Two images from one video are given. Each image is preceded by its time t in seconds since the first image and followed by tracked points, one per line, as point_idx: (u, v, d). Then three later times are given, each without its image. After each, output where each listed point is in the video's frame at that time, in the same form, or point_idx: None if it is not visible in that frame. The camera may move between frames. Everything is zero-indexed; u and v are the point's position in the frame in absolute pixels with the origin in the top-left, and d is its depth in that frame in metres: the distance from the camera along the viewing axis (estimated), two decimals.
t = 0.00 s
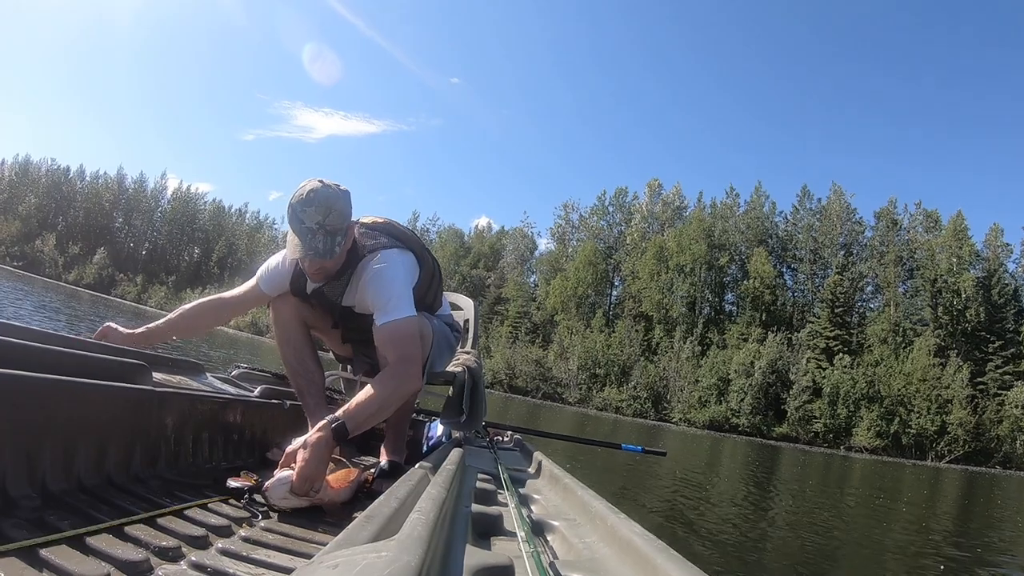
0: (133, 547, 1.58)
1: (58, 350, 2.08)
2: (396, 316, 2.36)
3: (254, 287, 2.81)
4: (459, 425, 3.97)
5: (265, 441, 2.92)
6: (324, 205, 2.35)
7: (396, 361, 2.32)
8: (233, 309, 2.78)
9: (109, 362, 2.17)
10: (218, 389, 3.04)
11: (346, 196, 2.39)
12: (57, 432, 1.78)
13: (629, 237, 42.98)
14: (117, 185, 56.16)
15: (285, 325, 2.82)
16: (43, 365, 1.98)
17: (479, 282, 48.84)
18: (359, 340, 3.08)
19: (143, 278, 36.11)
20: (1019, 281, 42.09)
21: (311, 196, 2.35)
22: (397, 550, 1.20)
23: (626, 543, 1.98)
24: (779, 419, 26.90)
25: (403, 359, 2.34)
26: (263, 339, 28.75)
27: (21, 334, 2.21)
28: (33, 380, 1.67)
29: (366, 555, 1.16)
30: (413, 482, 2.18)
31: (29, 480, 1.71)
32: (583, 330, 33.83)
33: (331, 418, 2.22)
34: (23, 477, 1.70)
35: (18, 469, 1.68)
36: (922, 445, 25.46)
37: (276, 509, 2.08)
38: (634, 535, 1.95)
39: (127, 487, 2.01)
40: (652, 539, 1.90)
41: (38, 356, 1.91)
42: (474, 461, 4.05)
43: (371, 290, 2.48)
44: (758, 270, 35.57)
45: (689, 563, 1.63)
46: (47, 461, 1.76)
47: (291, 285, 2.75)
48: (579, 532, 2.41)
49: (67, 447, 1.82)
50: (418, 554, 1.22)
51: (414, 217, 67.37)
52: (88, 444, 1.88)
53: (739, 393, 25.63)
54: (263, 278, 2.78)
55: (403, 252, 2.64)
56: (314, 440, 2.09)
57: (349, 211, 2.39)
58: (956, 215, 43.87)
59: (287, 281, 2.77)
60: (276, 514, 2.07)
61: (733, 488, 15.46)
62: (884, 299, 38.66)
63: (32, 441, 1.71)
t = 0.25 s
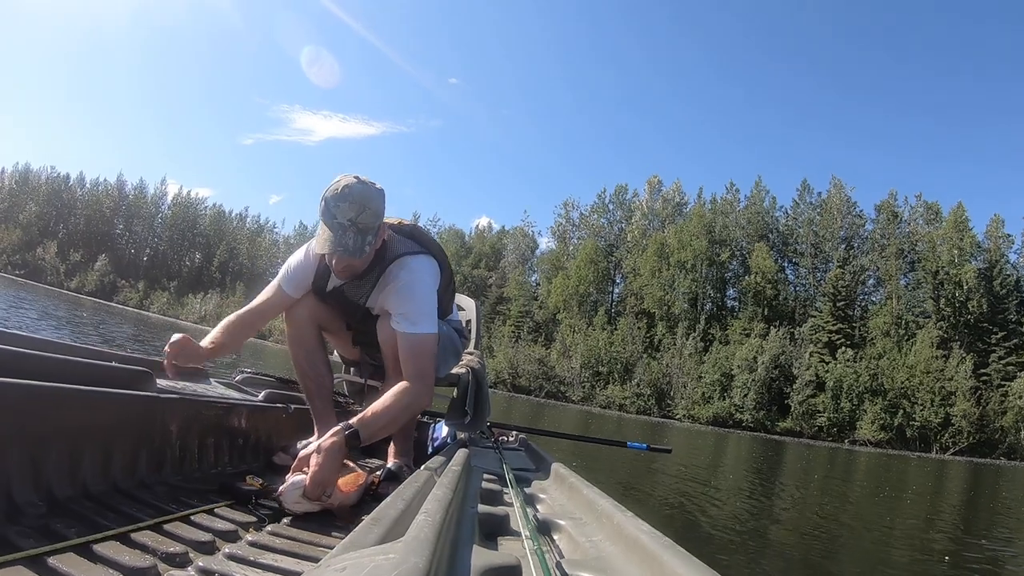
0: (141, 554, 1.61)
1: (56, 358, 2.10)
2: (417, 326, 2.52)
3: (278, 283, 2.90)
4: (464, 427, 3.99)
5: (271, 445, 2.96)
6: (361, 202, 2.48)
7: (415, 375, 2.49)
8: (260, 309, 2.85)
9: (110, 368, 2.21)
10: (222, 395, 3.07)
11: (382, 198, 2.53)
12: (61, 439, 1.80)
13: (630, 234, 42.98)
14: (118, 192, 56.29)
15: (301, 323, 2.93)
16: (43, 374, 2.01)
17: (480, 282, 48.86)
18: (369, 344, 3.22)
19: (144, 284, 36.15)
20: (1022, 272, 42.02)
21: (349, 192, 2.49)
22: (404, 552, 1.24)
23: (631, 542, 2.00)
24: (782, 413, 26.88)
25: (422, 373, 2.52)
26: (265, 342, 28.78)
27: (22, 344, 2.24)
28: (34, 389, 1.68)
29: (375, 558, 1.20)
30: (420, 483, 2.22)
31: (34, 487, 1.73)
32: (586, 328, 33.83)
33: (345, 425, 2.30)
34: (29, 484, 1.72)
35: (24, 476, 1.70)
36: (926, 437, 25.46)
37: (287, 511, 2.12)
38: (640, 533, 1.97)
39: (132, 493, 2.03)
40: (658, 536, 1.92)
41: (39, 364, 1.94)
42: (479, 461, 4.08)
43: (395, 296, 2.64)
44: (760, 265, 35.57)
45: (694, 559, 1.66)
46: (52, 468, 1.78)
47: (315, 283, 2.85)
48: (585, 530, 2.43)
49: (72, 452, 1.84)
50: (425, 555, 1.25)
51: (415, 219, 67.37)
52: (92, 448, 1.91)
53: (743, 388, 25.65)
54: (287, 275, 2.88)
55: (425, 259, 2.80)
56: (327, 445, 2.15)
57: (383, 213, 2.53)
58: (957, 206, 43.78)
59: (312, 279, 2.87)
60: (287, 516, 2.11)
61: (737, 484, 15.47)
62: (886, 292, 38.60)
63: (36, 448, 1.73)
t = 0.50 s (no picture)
0: (144, 556, 1.61)
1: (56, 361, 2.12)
2: (428, 333, 2.68)
3: (293, 284, 2.90)
4: (467, 424, 4.00)
5: (273, 444, 2.99)
6: (383, 212, 2.55)
7: (418, 383, 2.64)
8: (283, 317, 2.86)
9: (110, 372, 2.23)
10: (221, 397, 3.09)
11: (403, 207, 2.62)
12: (63, 442, 1.81)
13: (630, 233, 42.97)
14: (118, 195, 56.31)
15: (311, 325, 2.97)
16: (41, 377, 2.03)
17: (481, 282, 48.87)
18: (372, 342, 3.32)
19: (144, 286, 36.16)
20: (1021, 267, 42.02)
21: (372, 201, 2.55)
22: (407, 551, 1.25)
23: (634, 539, 2.00)
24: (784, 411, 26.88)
25: (424, 381, 2.68)
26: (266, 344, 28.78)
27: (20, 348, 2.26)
28: (35, 393, 1.69)
29: (377, 557, 1.21)
30: (423, 482, 2.23)
31: (36, 490, 1.74)
32: (587, 327, 33.83)
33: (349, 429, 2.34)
34: (30, 488, 1.72)
35: (26, 480, 1.71)
36: (928, 433, 25.53)
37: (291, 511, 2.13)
38: (642, 529, 1.98)
39: (135, 495, 2.04)
40: (659, 532, 1.93)
41: (39, 368, 1.95)
42: (480, 459, 4.09)
43: (405, 301, 2.76)
44: (760, 262, 35.56)
45: (694, 555, 1.67)
46: (54, 472, 1.79)
47: (327, 286, 2.88)
48: (588, 527, 2.44)
49: (74, 455, 1.86)
50: (427, 554, 1.26)
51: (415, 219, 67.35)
52: (93, 452, 1.92)
53: (744, 386, 25.67)
54: (300, 279, 2.90)
55: (435, 264, 2.93)
56: (331, 447, 2.17)
57: (402, 222, 2.60)
58: (957, 202, 43.78)
59: (326, 282, 2.88)
60: (291, 517, 2.12)
61: (739, 482, 15.48)
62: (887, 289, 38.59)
63: (38, 452, 1.73)
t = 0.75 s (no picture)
0: (140, 556, 1.56)
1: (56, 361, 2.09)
2: (429, 336, 2.59)
3: (293, 288, 2.80)
4: (466, 422, 3.90)
5: (273, 445, 2.92)
6: (380, 212, 2.46)
7: (419, 386, 2.53)
8: (285, 322, 2.75)
9: (111, 369, 2.19)
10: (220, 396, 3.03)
11: (400, 206, 2.52)
12: (63, 441, 1.78)
13: (629, 232, 42.90)
14: (117, 198, 56.29)
15: (310, 331, 2.87)
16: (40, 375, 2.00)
17: (481, 283, 48.83)
18: (374, 344, 3.22)
19: (145, 290, 36.14)
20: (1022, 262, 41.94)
21: (368, 201, 2.46)
22: (406, 549, 1.17)
23: (633, 537, 1.91)
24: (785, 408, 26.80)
25: (426, 384, 2.58)
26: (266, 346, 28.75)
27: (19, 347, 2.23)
28: (32, 394, 1.65)
29: (375, 555, 1.13)
30: (421, 480, 2.14)
31: (36, 491, 1.71)
32: (587, 326, 33.78)
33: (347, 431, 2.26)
34: (30, 488, 1.69)
35: (25, 479, 1.68)
36: (930, 430, 25.48)
37: (288, 511, 2.06)
38: (641, 527, 1.89)
39: (134, 494, 1.98)
40: (660, 530, 1.84)
41: (38, 367, 1.93)
42: (479, 457, 4.01)
43: (405, 302, 2.66)
44: (760, 260, 35.49)
45: (697, 554, 1.58)
46: (53, 472, 1.75)
47: (327, 288, 2.78)
48: (586, 526, 2.35)
49: (73, 454, 1.82)
50: (426, 552, 1.18)
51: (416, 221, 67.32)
52: (92, 450, 1.87)
53: (745, 384, 25.60)
54: (298, 283, 2.80)
55: (436, 264, 2.82)
56: (331, 448, 2.10)
57: (401, 222, 2.51)
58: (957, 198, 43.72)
59: (325, 284, 2.78)
60: (288, 517, 2.04)
61: (742, 480, 15.41)
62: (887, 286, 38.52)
63: (37, 452, 1.70)
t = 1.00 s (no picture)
0: (141, 556, 1.53)
1: (54, 360, 2.06)
2: (431, 337, 2.56)
3: (291, 287, 2.73)
4: (464, 422, 3.87)
5: (271, 445, 2.88)
6: (381, 207, 2.44)
7: (419, 388, 2.51)
8: (283, 320, 2.68)
9: (109, 368, 2.17)
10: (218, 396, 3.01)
11: (402, 202, 2.50)
12: (63, 440, 1.74)
13: (629, 231, 42.84)
14: (117, 201, 56.25)
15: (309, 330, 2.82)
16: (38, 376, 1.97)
17: (481, 283, 48.78)
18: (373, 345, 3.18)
19: (145, 293, 36.08)
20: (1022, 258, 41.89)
21: (370, 196, 2.44)
22: (405, 549, 1.14)
23: (632, 537, 1.87)
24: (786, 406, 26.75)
25: (425, 385, 2.55)
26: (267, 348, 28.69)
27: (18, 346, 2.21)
28: (34, 392, 1.62)
29: (374, 555, 1.10)
30: (419, 480, 2.11)
31: (35, 491, 1.67)
32: (588, 326, 33.73)
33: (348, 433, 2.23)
34: (29, 488, 1.65)
35: (25, 478, 1.64)
36: (931, 427, 25.48)
37: (286, 512, 2.03)
38: (641, 527, 1.85)
39: (133, 495, 1.95)
40: (659, 530, 1.80)
41: (37, 366, 1.89)
42: (478, 457, 3.98)
43: (407, 302, 2.63)
44: (760, 258, 35.44)
45: (696, 553, 1.55)
46: (53, 470, 1.72)
47: (327, 286, 2.73)
48: (585, 526, 2.32)
49: (72, 454, 1.78)
50: (424, 552, 1.15)
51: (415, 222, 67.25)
52: (91, 452, 1.84)
53: (746, 382, 25.57)
54: (297, 283, 2.72)
55: (437, 264, 2.80)
56: (330, 449, 2.05)
57: (403, 218, 2.48)
58: (956, 194, 43.70)
59: (326, 282, 2.72)
60: (287, 517, 2.01)
61: (744, 477, 15.39)
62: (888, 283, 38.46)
63: (38, 450, 1.66)
